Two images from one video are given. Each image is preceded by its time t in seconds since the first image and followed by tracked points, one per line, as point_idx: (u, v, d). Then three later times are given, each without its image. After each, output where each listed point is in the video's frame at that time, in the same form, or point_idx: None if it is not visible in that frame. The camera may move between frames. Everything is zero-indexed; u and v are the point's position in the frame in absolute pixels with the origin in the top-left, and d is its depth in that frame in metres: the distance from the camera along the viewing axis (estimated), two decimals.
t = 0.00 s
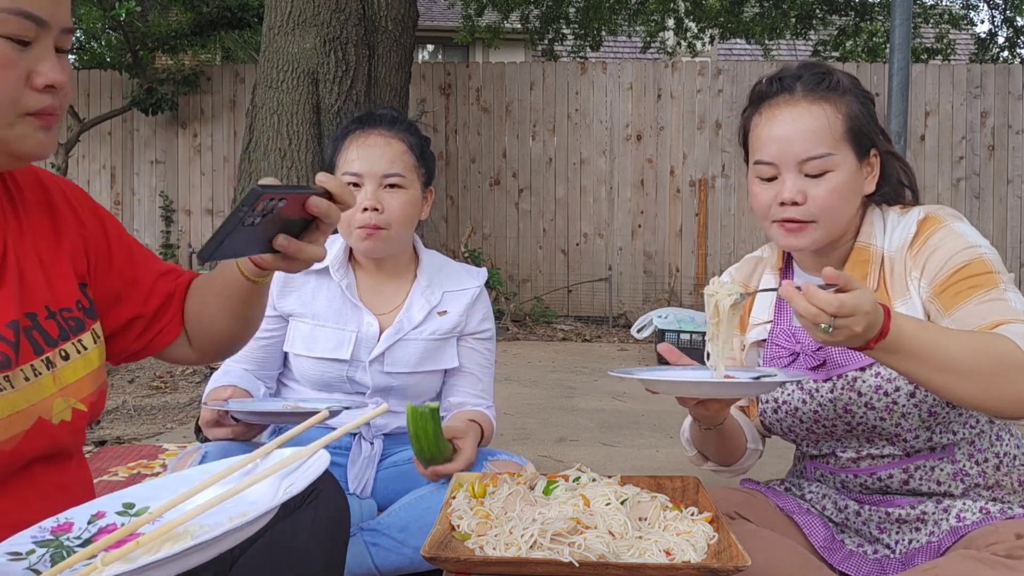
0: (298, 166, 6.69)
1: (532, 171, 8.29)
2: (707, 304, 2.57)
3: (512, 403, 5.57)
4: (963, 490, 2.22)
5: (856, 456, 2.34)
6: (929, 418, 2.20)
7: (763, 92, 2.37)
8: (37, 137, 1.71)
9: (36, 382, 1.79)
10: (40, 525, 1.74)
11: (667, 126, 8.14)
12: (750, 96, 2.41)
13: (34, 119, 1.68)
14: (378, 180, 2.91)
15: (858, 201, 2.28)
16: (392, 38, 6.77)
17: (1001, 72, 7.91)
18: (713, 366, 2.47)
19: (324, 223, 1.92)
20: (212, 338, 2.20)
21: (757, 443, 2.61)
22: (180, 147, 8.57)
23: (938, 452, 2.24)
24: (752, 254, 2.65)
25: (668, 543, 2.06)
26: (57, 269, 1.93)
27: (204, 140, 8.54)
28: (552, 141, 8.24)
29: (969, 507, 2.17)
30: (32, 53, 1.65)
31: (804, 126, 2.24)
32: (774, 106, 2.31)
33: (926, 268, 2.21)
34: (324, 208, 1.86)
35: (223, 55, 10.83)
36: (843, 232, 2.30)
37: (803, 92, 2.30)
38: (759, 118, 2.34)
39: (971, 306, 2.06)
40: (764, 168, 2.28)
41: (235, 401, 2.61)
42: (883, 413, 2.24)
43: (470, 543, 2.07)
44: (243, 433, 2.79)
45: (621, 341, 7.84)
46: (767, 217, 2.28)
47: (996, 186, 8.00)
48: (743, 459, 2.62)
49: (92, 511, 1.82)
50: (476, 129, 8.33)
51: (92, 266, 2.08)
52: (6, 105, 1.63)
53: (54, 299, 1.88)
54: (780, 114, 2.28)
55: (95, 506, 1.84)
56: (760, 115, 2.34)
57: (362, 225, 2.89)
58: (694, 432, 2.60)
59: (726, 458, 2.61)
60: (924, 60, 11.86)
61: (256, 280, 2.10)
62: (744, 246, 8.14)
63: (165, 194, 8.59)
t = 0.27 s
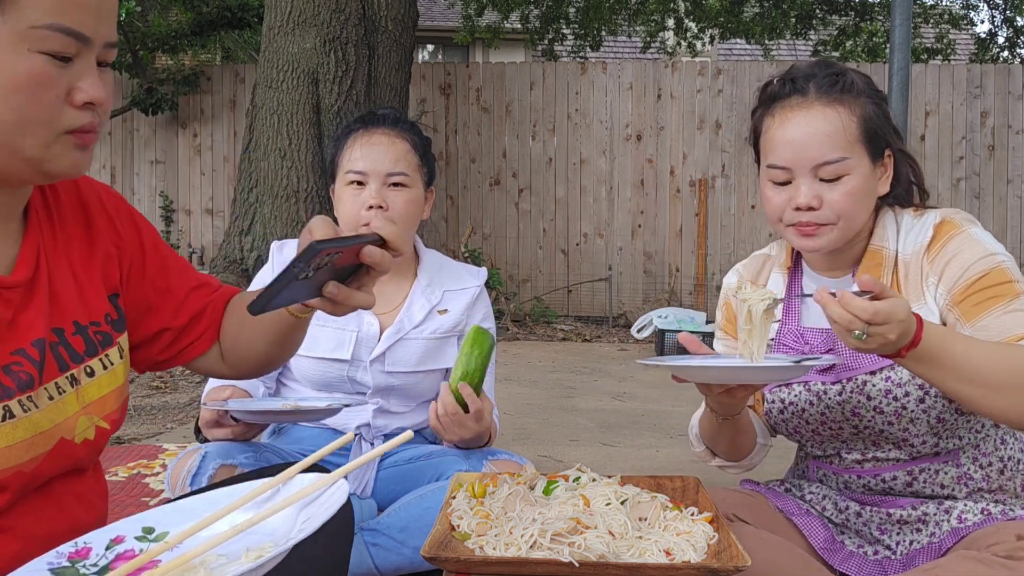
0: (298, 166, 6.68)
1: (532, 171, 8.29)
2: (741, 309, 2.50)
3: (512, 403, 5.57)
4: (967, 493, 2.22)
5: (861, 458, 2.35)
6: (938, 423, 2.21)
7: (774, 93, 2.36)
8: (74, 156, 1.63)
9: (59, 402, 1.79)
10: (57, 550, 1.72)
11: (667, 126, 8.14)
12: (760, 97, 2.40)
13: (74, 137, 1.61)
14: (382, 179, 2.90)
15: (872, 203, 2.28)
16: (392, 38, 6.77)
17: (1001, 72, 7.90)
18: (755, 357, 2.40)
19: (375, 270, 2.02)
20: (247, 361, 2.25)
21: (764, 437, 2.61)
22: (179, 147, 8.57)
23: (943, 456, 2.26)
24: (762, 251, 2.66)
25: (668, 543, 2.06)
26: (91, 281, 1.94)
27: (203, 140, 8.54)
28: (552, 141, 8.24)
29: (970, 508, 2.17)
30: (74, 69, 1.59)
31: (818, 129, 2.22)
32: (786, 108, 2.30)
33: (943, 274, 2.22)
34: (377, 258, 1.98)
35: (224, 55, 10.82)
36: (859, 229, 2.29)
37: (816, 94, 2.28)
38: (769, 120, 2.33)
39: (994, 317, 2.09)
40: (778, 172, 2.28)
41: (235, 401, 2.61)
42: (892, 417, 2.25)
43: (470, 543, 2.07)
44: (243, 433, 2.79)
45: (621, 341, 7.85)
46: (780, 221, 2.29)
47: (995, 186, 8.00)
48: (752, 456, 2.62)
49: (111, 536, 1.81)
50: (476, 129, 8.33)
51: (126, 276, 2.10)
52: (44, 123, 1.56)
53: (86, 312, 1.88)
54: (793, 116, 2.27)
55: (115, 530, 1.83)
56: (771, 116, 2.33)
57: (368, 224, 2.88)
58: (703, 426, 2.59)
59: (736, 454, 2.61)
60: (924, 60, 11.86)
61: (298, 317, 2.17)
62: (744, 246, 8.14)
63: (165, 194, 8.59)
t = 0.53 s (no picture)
0: (298, 166, 6.68)
1: (532, 171, 8.28)
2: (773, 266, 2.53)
3: (512, 402, 5.57)
4: (973, 497, 2.22)
5: (870, 459, 2.32)
6: (950, 425, 2.22)
7: (792, 87, 2.38)
8: (95, 173, 1.62)
9: (67, 416, 1.78)
10: (64, 564, 1.70)
11: (667, 126, 8.13)
12: (777, 91, 2.44)
13: (97, 153, 1.61)
14: (385, 180, 2.90)
15: (888, 200, 2.29)
16: (392, 38, 6.76)
17: (1001, 72, 7.90)
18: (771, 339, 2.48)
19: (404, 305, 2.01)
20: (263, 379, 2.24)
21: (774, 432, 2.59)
22: (179, 147, 8.57)
23: (951, 459, 2.24)
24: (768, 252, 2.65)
25: (668, 543, 2.06)
26: (105, 290, 1.93)
27: (203, 140, 8.53)
28: (552, 141, 8.24)
29: (973, 509, 2.17)
30: (98, 83, 1.58)
31: (841, 120, 2.25)
32: (804, 103, 2.32)
33: (959, 271, 2.26)
34: (410, 295, 1.97)
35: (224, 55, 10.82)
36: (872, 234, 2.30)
37: (837, 88, 2.31)
38: (785, 115, 2.36)
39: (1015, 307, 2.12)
40: (794, 163, 2.29)
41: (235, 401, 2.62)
42: (903, 418, 2.24)
43: (470, 543, 2.07)
44: (243, 433, 2.79)
45: (621, 341, 7.85)
46: (796, 216, 2.29)
47: (995, 186, 8.00)
48: (763, 451, 2.60)
49: (117, 550, 1.80)
50: (476, 129, 8.33)
51: (142, 283, 2.10)
52: (67, 137, 1.56)
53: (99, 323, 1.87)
54: (813, 110, 2.29)
55: (121, 544, 1.82)
56: (789, 109, 2.35)
57: (371, 224, 2.88)
58: (715, 419, 2.56)
59: (747, 449, 2.58)
60: (924, 60, 11.85)
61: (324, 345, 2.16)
62: (745, 246, 8.14)
63: (165, 194, 8.59)
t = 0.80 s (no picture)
0: (298, 166, 6.68)
1: (532, 171, 8.28)
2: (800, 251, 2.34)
3: (512, 402, 5.57)
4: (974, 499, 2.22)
5: (871, 461, 2.31)
6: (953, 428, 2.22)
7: (804, 81, 2.39)
8: (110, 186, 1.59)
9: (75, 425, 1.74)
10: None
11: (667, 125, 8.13)
12: (788, 85, 2.45)
13: (111, 165, 1.58)
14: (389, 180, 2.90)
15: (896, 199, 2.29)
16: (392, 38, 6.76)
17: (1001, 72, 7.89)
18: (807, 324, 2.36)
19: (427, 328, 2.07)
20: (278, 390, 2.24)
21: (783, 426, 2.53)
22: (179, 147, 8.56)
23: (953, 462, 2.23)
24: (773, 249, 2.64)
25: (668, 543, 2.06)
26: (117, 297, 1.91)
27: (203, 140, 8.53)
28: (552, 141, 8.24)
29: (972, 510, 2.17)
30: (115, 94, 1.56)
31: (855, 115, 2.25)
32: (819, 94, 2.33)
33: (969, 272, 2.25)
34: (434, 320, 2.03)
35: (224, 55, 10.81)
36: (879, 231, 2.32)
37: (849, 82, 2.32)
38: (798, 108, 2.37)
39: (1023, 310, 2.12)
40: (808, 156, 2.29)
41: (236, 401, 2.63)
42: (906, 420, 2.25)
43: (470, 543, 2.07)
44: (243, 433, 2.79)
45: (621, 341, 7.85)
46: (811, 207, 2.30)
47: (995, 186, 8.00)
48: (770, 442, 2.51)
49: (130, 565, 1.67)
50: (476, 129, 8.33)
51: (156, 287, 2.09)
52: (82, 149, 1.53)
53: (110, 330, 1.85)
54: (826, 103, 2.30)
55: (134, 559, 1.69)
56: (803, 101, 2.36)
57: (375, 225, 2.88)
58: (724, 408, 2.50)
59: (758, 438, 2.50)
60: (924, 59, 11.84)
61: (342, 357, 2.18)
62: (745, 246, 8.14)
63: (165, 194, 8.59)
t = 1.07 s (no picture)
0: (298, 166, 6.68)
1: (532, 171, 8.28)
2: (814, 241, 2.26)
3: (512, 402, 5.58)
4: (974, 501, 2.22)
5: (871, 462, 2.31)
6: (952, 430, 2.23)
7: (812, 80, 2.39)
8: (121, 196, 1.60)
9: (81, 436, 1.74)
10: None
11: (667, 125, 8.13)
12: (794, 85, 2.45)
13: (121, 176, 1.58)
14: (390, 182, 2.90)
15: (903, 199, 2.29)
16: (392, 38, 6.75)
17: (1001, 72, 7.88)
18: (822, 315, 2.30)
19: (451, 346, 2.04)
20: (292, 399, 2.25)
21: (785, 425, 2.52)
22: (179, 147, 8.57)
23: (954, 463, 2.24)
24: (777, 247, 2.65)
25: (668, 543, 2.06)
26: (126, 304, 1.91)
27: (203, 140, 8.53)
28: (552, 141, 8.24)
29: (972, 510, 2.17)
30: (128, 104, 1.55)
31: (863, 114, 2.26)
32: (827, 93, 2.33)
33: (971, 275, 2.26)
34: (460, 342, 2.04)
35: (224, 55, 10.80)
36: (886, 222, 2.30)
37: (857, 82, 2.32)
38: (805, 107, 2.37)
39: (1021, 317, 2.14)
40: (813, 155, 2.29)
41: (236, 402, 2.63)
42: (906, 421, 2.25)
43: (470, 543, 2.07)
44: (243, 433, 2.79)
45: (621, 341, 7.85)
46: (816, 206, 2.30)
47: (995, 186, 8.00)
48: (769, 440, 2.51)
49: None
50: (476, 129, 8.33)
51: (167, 292, 2.10)
52: (93, 160, 1.53)
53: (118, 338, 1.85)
54: (833, 102, 2.30)
55: None
56: (810, 100, 2.36)
57: (375, 226, 2.88)
58: (727, 404, 2.49)
59: (760, 435, 2.49)
60: (924, 59, 11.84)
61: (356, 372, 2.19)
62: (744, 246, 8.14)
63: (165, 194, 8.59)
